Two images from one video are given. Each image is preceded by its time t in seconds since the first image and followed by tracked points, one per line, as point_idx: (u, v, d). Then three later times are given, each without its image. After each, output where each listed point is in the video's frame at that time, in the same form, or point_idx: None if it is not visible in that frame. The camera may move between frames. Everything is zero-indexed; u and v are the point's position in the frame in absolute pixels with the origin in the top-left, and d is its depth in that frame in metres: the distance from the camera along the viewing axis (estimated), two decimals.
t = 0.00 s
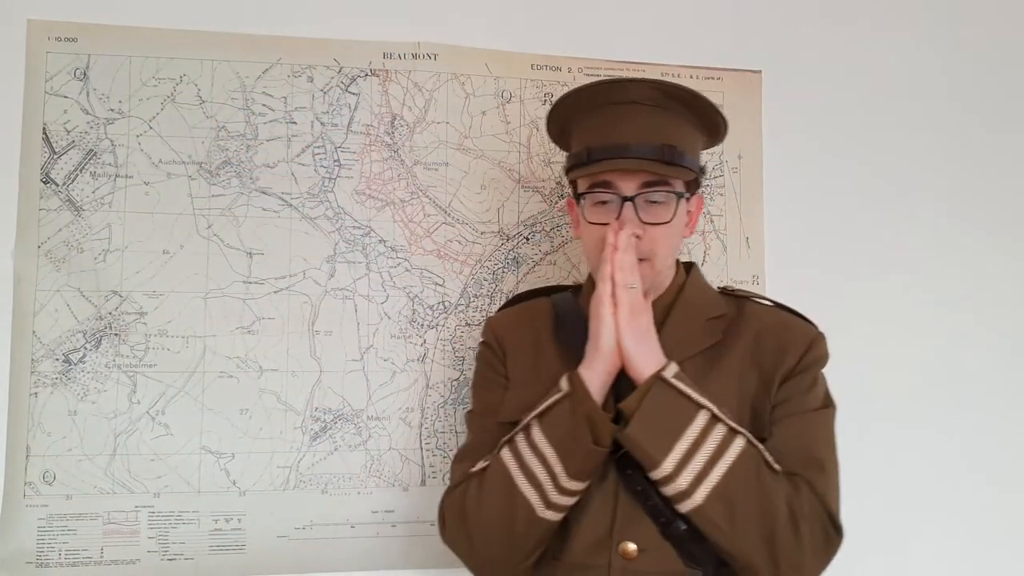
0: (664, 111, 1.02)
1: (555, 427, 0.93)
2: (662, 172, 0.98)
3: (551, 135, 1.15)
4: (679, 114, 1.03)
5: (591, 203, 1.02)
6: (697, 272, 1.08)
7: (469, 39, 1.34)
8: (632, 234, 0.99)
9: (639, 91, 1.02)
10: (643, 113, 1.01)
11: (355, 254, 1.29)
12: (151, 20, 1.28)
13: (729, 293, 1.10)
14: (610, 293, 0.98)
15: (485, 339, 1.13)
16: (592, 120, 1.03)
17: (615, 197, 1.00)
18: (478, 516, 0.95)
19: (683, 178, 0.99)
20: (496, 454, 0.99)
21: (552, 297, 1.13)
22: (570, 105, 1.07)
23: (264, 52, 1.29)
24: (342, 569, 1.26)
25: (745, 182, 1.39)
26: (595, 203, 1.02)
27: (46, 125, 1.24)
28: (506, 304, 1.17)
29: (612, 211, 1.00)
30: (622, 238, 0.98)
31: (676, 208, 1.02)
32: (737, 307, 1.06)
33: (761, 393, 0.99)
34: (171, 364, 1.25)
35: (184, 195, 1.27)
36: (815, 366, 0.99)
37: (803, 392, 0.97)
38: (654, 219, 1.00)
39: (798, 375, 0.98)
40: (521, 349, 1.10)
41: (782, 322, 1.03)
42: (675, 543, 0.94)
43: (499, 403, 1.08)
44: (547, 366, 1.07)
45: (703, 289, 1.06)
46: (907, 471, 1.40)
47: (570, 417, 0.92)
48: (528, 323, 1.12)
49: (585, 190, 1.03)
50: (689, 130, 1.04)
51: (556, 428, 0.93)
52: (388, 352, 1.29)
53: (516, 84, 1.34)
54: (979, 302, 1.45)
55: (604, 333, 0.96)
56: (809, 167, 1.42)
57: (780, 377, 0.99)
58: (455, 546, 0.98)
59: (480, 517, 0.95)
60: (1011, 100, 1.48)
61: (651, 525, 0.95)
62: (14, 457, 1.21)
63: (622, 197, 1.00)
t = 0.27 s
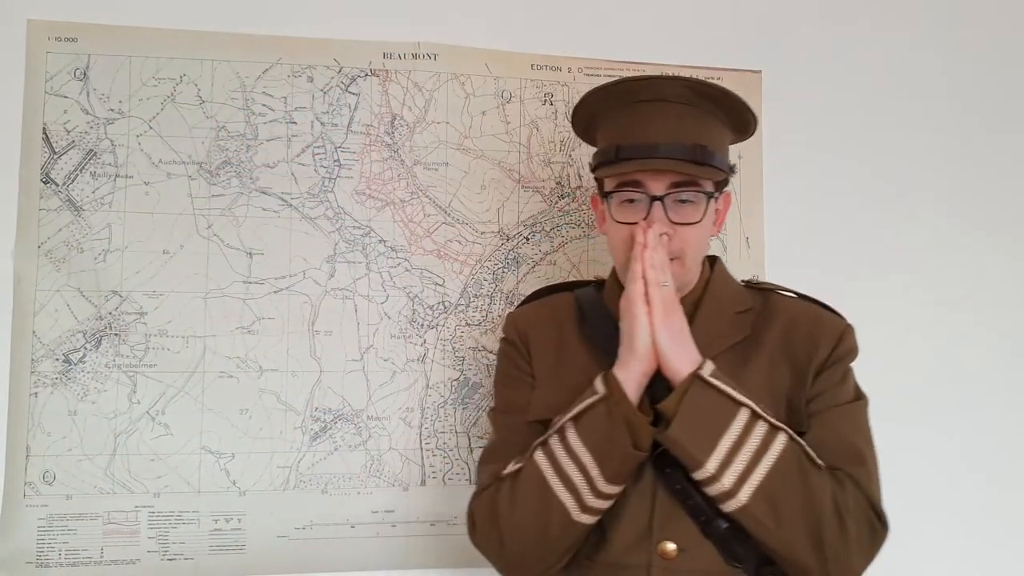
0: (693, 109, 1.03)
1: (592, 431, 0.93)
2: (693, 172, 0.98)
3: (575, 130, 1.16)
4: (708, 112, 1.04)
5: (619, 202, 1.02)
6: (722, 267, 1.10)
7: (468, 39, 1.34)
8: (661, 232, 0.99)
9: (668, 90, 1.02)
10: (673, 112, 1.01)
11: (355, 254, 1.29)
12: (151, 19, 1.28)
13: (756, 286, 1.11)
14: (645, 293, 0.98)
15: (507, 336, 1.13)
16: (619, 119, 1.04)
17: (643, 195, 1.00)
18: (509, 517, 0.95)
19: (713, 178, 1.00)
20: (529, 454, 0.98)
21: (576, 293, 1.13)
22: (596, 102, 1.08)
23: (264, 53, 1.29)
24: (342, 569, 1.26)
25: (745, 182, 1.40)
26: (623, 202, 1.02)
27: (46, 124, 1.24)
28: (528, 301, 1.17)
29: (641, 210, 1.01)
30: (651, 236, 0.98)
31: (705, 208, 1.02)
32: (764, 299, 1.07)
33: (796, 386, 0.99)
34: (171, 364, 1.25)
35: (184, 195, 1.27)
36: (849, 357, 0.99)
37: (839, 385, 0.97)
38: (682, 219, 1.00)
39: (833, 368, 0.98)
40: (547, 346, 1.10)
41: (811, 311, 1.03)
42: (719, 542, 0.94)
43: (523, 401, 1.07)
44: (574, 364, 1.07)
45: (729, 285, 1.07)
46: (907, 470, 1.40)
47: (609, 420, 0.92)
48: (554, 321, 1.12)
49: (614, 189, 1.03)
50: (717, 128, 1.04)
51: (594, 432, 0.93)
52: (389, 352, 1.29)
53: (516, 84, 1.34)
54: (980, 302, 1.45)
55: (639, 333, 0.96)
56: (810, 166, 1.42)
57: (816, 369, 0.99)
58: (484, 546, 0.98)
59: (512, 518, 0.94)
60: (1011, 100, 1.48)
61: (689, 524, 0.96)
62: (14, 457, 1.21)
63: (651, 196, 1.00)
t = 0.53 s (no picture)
0: (710, 103, 1.02)
1: (612, 525, 0.87)
2: (712, 165, 0.98)
3: (589, 125, 1.16)
4: (725, 106, 1.04)
5: (637, 197, 1.02)
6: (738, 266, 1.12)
7: (468, 38, 1.34)
8: (681, 226, 0.99)
9: (686, 82, 1.02)
10: (690, 106, 1.01)
11: (355, 254, 1.29)
12: (150, 19, 1.27)
13: (771, 285, 1.14)
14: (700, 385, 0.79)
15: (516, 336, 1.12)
16: (637, 112, 1.04)
17: (661, 189, 1.01)
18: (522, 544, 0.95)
19: (731, 171, 1.00)
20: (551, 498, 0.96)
21: (588, 293, 1.14)
22: (612, 95, 1.07)
23: (263, 53, 1.29)
24: (341, 569, 1.25)
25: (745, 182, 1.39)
26: (641, 196, 1.02)
27: (46, 125, 1.24)
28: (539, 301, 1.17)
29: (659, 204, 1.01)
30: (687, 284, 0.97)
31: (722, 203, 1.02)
32: (780, 299, 1.10)
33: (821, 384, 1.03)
34: (171, 364, 1.25)
35: (183, 195, 1.26)
36: (871, 357, 1.04)
37: (862, 386, 1.02)
38: (700, 212, 1.00)
39: (856, 370, 1.04)
40: (559, 347, 1.10)
41: (829, 312, 1.08)
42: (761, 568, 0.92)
43: (536, 401, 1.07)
44: (586, 365, 1.07)
45: (748, 284, 1.09)
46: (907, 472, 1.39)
47: (632, 523, 0.86)
48: (567, 323, 1.12)
49: (632, 183, 1.03)
50: (734, 121, 1.04)
51: (614, 526, 0.87)
52: (388, 353, 1.29)
53: (516, 84, 1.34)
54: (982, 302, 1.44)
55: (688, 429, 0.80)
56: (810, 167, 1.42)
57: (840, 369, 1.03)
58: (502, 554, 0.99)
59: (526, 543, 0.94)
60: (1012, 100, 1.48)
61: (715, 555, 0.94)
62: (14, 457, 1.21)
63: (669, 190, 1.00)
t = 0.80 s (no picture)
0: (711, 100, 1.03)
1: (627, 536, 0.86)
2: (713, 164, 0.99)
3: (586, 120, 1.16)
4: (725, 103, 1.04)
5: (637, 194, 1.02)
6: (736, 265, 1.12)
7: (468, 38, 1.34)
8: (683, 224, 0.99)
9: (687, 80, 1.02)
10: (692, 103, 1.02)
11: (355, 254, 1.29)
12: (150, 19, 1.27)
13: (768, 282, 1.14)
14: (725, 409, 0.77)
15: (513, 339, 1.12)
16: (637, 109, 1.04)
17: (662, 187, 1.01)
18: (531, 554, 0.94)
19: (731, 169, 1.01)
20: (559, 507, 0.95)
21: (585, 293, 1.14)
22: (612, 91, 1.07)
23: (263, 53, 1.29)
24: (341, 569, 1.25)
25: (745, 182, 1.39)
26: (641, 193, 1.02)
27: (46, 125, 1.24)
28: (537, 301, 1.17)
29: (659, 202, 1.01)
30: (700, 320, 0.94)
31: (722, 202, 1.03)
32: (780, 296, 1.11)
33: (824, 382, 1.03)
34: (171, 364, 1.25)
35: (183, 195, 1.26)
36: (870, 355, 1.05)
37: (862, 386, 1.04)
38: (701, 211, 1.01)
39: (855, 369, 1.05)
40: (557, 350, 1.09)
41: (828, 310, 1.08)
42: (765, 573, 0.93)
43: (535, 402, 1.07)
44: (585, 367, 1.06)
45: (747, 282, 1.09)
46: (908, 472, 1.39)
47: (647, 534, 0.85)
48: (565, 325, 1.12)
49: (632, 180, 1.03)
50: (735, 117, 1.05)
51: (629, 537, 0.86)
52: (388, 353, 1.29)
53: (516, 84, 1.34)
54: (982, 302, 1.44)
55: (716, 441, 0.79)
56: (810, 167, 1.42)
57: (841, 369, 1.04)
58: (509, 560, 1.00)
59: (534, 554, 0.94)
60: (1012, 100, 1.48)
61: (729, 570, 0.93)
62: (14, 456, 1.21)
63: (669, 187, 1.00)
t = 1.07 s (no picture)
0: (707, 100, 1.03)
1: (614, 534, 0.86)
2: (708, 164, 0.99)
3: (579, 119, 1.15)
4: (719, 104, 1.04)
5: (632, 196, 1.02)
6: (731, 266, 1.12)
7: (468, 39, 1.34)
8: (677, 226, 0.99)
9: (681, 80, 1.02)
10: (687, 103, 1.02)
11: (355, 254, 1.29)
12: (150, 19, 1.27)
13: (764, 283, 1.14)
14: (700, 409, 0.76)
15: (507, 342, 1.12)
16: (632, 109, 1.04)
17: (657, 189, 1.01)
18: (522, 556, 0.94)
19: (726, 170, 1.01)
20: (550, 508, 0.96)
21: (580, 295, 1.14)
22: (607, 91, 1.07)
23: (263, 53, 1.29)
24: (341, 569, 1.25)
25: (745, 182, 1.39)
26: (636, 196, 1.02)
27: (46, 125, 1.24)
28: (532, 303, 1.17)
29: (654, 204, 1.01)
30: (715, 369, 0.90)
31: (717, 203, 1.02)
32: (775, 297, 1.11)
33: (819, 383, 1.03)
34: (171, 364, 1.25)
35: (183, 195, 1.26)
36: (867, 356, 1.05)
37: (858, 387, 1.04)
38: (696, 213, 1.01)
39: (852, 370, 1.04)
40: (552, 352, 1.09)
41: (824, 311, 1.08)
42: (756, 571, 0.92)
43: (528, 404, 1.07)
44: (579, 369, 1.07)
45: (742, 284, 1.10)
46: (908, 471, 1.39)
47: (633, 532, 0.85)
48: (559, 327, 1.12)
49: (627, 182, 1.03)
50: (729, 118, 1.05)
51: (615, 534, 0.86)
52: (388, 353, 1.29)
53: (516, 84, 1.34)
54: (982, 301, 1.44)
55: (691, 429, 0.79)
56: (810, 167, 1.42)
57: (836, 370, 1.04)
58: (502, 562, 1.00)
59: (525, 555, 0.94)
60: (1012, 100, 1.48)
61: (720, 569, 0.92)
62: (14, 456, 1.21)
63: (664, 189, 1.00)
